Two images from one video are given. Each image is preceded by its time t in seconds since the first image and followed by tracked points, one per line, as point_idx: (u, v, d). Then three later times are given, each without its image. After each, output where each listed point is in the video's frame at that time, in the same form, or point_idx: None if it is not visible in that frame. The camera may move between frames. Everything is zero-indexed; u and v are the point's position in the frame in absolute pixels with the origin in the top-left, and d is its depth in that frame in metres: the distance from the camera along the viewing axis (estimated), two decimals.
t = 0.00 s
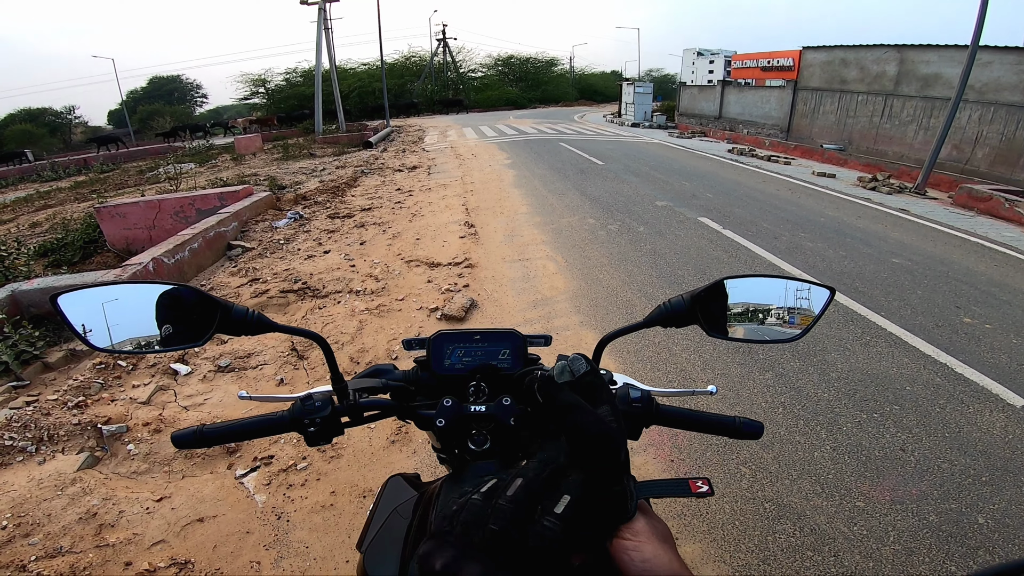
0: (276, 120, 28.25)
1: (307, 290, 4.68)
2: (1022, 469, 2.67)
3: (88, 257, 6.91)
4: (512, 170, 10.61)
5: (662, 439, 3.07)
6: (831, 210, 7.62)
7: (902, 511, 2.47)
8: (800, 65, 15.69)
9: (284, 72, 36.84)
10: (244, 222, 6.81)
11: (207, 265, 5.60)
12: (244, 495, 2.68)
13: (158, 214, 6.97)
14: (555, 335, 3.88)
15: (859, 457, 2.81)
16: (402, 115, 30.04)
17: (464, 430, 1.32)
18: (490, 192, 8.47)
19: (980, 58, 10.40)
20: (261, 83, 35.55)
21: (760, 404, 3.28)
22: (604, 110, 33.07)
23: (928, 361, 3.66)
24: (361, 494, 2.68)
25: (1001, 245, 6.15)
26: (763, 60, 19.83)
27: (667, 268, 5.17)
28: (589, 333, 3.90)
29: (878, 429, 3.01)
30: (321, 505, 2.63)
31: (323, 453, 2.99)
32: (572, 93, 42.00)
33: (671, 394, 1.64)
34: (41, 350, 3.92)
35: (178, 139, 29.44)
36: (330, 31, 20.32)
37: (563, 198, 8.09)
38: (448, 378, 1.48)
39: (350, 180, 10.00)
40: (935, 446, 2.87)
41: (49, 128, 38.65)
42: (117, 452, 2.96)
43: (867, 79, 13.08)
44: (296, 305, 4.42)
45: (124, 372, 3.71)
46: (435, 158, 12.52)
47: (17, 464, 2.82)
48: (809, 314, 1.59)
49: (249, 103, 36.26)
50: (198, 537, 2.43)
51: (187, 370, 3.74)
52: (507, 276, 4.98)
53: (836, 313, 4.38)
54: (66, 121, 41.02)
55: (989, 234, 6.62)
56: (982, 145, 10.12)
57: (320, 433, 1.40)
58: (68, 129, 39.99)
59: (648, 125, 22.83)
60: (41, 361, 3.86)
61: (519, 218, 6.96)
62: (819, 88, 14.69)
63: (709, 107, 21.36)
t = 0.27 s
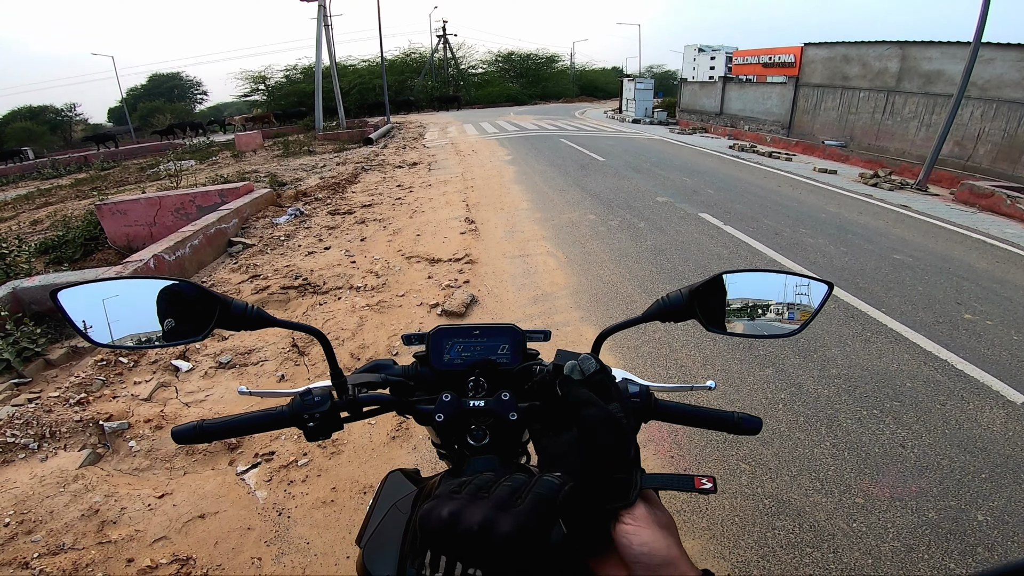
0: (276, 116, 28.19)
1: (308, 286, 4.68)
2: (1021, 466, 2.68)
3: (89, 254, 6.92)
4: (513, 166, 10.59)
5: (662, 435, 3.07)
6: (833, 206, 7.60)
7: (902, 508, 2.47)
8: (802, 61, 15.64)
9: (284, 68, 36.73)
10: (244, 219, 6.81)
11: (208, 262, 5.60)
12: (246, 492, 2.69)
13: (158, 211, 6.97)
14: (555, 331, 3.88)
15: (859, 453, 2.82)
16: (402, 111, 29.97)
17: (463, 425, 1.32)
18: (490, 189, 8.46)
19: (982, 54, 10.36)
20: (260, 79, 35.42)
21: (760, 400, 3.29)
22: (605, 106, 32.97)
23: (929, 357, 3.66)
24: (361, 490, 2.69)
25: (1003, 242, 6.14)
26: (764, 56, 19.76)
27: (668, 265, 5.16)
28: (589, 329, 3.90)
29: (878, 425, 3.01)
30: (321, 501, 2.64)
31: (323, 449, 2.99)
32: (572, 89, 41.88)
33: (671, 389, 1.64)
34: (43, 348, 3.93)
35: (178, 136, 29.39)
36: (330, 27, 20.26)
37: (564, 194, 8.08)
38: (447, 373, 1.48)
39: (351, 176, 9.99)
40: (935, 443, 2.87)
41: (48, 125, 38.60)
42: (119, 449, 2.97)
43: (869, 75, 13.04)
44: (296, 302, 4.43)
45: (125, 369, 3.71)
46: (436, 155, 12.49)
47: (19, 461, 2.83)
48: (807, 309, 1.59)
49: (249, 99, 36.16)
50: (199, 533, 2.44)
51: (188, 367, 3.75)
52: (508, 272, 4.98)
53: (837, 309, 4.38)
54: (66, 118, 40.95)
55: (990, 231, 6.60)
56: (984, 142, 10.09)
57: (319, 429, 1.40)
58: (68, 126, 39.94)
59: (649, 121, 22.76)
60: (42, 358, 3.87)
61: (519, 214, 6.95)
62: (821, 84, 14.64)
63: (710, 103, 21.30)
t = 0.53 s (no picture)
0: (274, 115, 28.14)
1: (306, 285, 4.68)
2: (1017, 465, 2.69)
3: (87, 253, 6.91)
4: (512, 165, 10.59)
5: (660, 434, 3.08)
6: (831, 205, 7.61)
7: (897, 507, 2.48)
8: (800, 60, 15.64)
9: (282, 66, 36.63)
10: (242, 218, 6.80)
11: (206, 261, 5.60)
12: (243, 491, 2.69)
13: (156, 210, 6.96)
14: (553, 330, 3.88)
15: (855, 452, 2.82)
16: (401, 110, 29.93)
17: (458, 425, 1.34)
18: (489, 188, 8.46)
19: (980, 53, 10.37)
20: (258, 77, 35.33)
21: (757, 399, 3.29)
22: (603, 104, 32.96)
23: (926, 356, 3.67)
24: (358, 489, 2.69)
25: (1000, 241, 6.15)
26: (763, 55, 19.76)
27: (666, 264, 5.16)
28: (587, 328, 3.90)
29: (874, 424, 3.02)
30: (319, 500, 2.64)
31: (321, 449, 2.99)
32: (571, 88, 41.85)
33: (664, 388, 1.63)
34: (41, 347, 3.93)
35: (176, 134, 29.33)
36: (328, 25, 20.23)
37: (562, 193, 8.08)
38: (442, 373, 1.49)
39: (349, 175, 9.97)
40: (931, 442, 2.88)
41: (45, 123, 38.47)
42: (117, 448, 2.97)
43: (868, 74, 13.04)
44: (294, 301, 4.42)
45: (123, 368, 3.71)
46: (434, 153, 12.48)
47: (17, 460, 2.83)
48: (802, 309, 1.60)
49: (247, 98, 36.07)
50: (197, 532, 2.44)
51: (186, 366, 3.74)
52: (506, 271, 4.98)
53: (834, 308, 4.38)
54: (64, 116, 40.85)
55: (988, 230, 6.61)
56: (982, 141, 10.11)
57: (315, 428, 1.41)
58: (66, 124, 39.83)
59: (648, 120, 22.76)
60: (40, 357, 3.86)
61: (518, 213, 6.95)
62: (819, 83, 14.65)
63: (709, 102, 21.29)
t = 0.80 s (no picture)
0: (271, 118, 28.15)
1: (302, 288, 4.68)
2: (1008, 465, 2.71)
3: (84, 256, 6.90)
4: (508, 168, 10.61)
5: (655, 435, 3.09)
6: (826, 208, 7.65)
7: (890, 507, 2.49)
8: (796, 63, 15.73)
9: (279, 70, 36.65)
10: (239, 221, 6.80)
11: (202, 264, 5.59)
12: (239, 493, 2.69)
13: (153, 213, 6.96)
14: (549, 333, 3.89)
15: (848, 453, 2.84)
16: (398, 113, 29.98)
17: (447, 424, 1.27)
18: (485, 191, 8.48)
19: (974, 56, 10.45)
20: (256, 80, 35.34)
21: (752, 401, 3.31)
22: (600, 108, 33.08)
23: (919, 358, 3.69)
24: (354, 490, 2.69)
25: (993, 243, 6.20)
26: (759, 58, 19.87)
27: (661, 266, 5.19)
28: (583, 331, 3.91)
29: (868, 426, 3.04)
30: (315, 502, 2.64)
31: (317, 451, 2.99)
32: (568, 91, 42.00)
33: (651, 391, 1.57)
34: (36, 350, 3.92)
35: (173, 137, 29.31)
36: (326, 29, 20.28)
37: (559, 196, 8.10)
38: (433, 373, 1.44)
39: (346, 178, 9.99)
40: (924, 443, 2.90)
41: (41, 126, 38.39)
42: (112, 450, 2.96)
43: (863, 77, 13.12)
44: (291, 304, 4.42)
45: (119, 371, 3.70)
46: (431, 157, 12.51)
47: (12, 462, 2.83)
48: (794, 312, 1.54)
49: (244, 101, 36.07)
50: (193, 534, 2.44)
51: (182, 368, 3.74)
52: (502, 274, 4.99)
53: (828, 310, 4.41)
54: (60, 118, 40.79)
55: (981, 232, 6.66)
56: (975, 144, 10.18)
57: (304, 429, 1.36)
58: (62, 126, 39.75)
59: (645, 123, 22.84)
60: (36, 360, 3.85)
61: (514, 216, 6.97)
62: (815, 86, 14.73)
63: (705, 105, 21.39)
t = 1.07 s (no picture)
0: (274, 121, 28.22)
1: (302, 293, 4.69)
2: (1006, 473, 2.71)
3: (85, 257, 6.92)
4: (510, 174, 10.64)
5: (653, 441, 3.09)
6: (826, 215, 7.66)
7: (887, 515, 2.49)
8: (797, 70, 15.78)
9: (281, 73, 36.75)
10: (240, 224, 6.82)
11: (203, 267, 5.61)
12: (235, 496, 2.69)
13: (155, 215, 6.98)
14: (548, 339, 3.89)
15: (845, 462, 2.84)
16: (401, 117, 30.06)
17: (442, 429, 1.33)
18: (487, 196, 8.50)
19: (975, 63, 10.49)
20: (259, 83, 35.44)
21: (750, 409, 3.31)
22: (602, 113, 33.16)
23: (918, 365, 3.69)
24: (351, 494, 2.69)
25: (993, 250, 6.20)
26: (760, 65, 19.92)
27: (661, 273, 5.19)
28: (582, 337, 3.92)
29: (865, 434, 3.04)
30: (311, 505, 2.64)
31: (314, 454, 3.00)
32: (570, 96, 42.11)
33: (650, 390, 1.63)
34: (36, 351, 3.93)
35: (176, 140, 29.36)
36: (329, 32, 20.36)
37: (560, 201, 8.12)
38: (428, 380, 1.49)
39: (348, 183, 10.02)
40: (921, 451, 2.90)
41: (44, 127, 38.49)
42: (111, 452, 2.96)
43: (864, 84, 13.15)
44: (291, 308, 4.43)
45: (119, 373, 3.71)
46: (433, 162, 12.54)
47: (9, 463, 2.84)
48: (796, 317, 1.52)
49: (247, 104, 36.19)
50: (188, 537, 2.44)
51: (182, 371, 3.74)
52: (502, 279, 5.01)
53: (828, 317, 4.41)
54: (64, 120, 40.89)
55: (981, 239, 6.66)
56: (976, 150, 10.20)
57: (302, 431, 1.39)
58: (65, 128, 39.87)
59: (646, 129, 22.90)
60: (35, 361, 3.86)
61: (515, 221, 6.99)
62: (816, 93, 14.77)
63: (707, 111, 21.44)
